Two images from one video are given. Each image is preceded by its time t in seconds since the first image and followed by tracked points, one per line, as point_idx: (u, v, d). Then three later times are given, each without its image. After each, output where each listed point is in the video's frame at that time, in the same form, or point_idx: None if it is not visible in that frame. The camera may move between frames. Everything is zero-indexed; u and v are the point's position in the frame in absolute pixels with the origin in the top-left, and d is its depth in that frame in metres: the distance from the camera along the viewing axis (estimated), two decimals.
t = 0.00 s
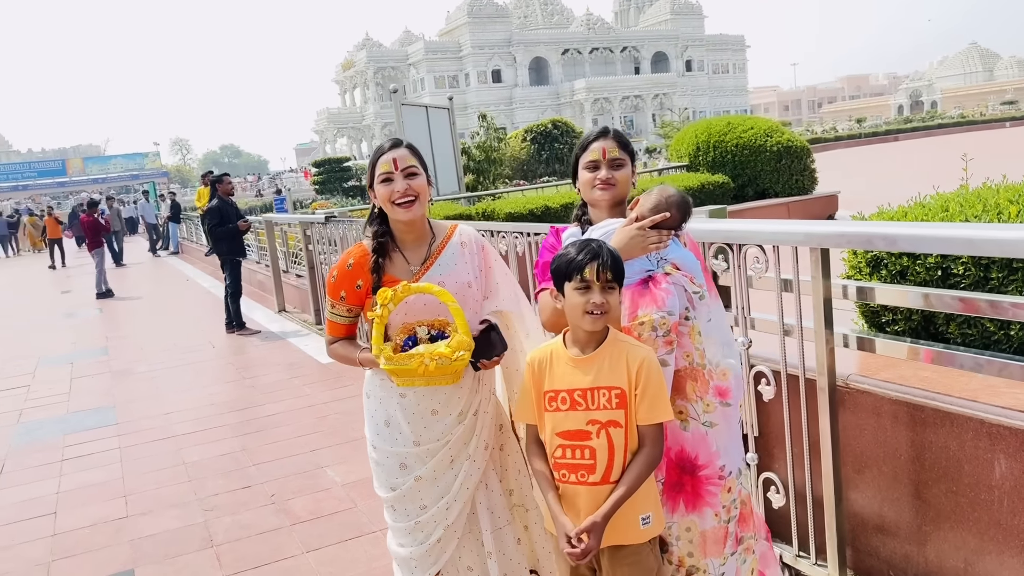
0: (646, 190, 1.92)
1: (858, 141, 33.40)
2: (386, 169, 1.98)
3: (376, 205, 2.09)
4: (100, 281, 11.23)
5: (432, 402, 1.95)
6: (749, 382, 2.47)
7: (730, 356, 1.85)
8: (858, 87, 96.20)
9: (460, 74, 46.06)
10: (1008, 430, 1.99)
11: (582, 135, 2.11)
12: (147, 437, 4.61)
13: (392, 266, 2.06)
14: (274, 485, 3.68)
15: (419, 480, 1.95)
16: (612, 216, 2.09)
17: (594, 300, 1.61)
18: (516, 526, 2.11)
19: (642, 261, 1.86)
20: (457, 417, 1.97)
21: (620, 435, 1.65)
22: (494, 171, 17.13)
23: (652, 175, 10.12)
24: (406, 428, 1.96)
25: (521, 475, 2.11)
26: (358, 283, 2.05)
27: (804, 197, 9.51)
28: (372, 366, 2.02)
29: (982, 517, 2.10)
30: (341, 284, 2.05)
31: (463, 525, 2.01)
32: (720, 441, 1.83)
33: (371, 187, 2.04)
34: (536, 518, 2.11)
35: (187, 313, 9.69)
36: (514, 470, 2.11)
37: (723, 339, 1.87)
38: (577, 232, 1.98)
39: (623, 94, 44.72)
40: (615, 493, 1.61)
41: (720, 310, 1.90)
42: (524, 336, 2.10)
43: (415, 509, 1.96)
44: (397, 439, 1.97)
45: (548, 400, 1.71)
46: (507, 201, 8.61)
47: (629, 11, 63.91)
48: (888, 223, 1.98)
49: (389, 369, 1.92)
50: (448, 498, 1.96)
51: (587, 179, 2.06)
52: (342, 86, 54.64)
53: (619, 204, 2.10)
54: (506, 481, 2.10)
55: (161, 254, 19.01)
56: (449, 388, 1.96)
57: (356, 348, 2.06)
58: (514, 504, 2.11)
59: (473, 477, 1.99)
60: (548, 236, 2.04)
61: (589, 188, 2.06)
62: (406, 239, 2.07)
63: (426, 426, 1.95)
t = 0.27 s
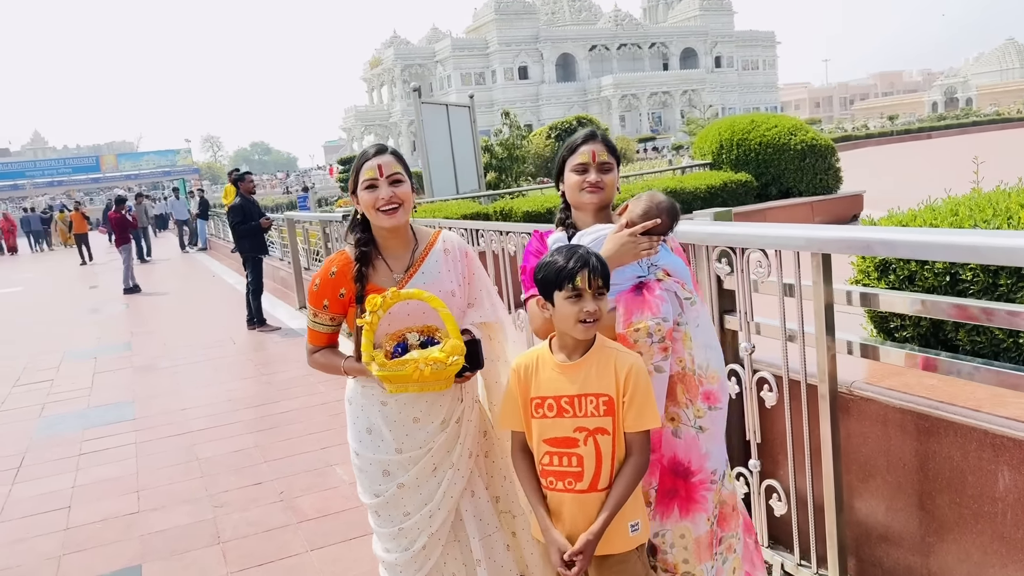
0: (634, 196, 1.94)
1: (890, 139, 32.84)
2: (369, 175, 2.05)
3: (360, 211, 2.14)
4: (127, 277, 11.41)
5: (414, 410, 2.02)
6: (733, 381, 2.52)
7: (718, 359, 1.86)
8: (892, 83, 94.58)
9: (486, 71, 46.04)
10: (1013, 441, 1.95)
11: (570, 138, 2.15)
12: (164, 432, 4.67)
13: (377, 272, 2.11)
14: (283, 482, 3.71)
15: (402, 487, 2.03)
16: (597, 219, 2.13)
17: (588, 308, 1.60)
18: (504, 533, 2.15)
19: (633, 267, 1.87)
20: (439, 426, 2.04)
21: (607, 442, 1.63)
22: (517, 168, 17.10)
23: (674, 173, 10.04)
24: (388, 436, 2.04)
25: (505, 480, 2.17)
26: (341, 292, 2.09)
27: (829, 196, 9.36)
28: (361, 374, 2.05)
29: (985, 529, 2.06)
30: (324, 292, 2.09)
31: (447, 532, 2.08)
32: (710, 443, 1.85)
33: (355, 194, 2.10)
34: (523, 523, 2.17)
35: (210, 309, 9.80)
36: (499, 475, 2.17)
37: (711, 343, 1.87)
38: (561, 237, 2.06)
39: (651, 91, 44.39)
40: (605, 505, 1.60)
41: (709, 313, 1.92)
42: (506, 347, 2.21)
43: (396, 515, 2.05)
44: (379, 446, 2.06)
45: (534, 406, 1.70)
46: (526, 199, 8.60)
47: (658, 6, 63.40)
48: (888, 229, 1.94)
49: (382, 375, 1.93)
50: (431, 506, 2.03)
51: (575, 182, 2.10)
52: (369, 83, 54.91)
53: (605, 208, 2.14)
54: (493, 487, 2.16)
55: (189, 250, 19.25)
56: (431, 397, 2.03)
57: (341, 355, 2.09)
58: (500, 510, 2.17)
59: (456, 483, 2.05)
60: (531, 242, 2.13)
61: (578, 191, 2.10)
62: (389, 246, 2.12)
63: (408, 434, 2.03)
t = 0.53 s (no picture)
0: (628, 199, 2.00)
1: (918, 138, 32.38)
2: (365, 180, 2.10)
3: (353, 217, 2.19)
4: (150, 273, 11.57)
5: (403, 413, 2.07)
6: (734, 385, 2.51)
7: (715, 358, 1.96)
8: (922, 80, 93.16)
9: (510, 69, 46.02)
10: (1014, 450, 1.92)
11: (562, 142, 2.14)
12: (178, 428, 4.73)
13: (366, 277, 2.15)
14: (292, 480, 3.73)
15: (391, 489, 2.07)
16: (587, 224, 2.13)
17: (573, 314, 1.62)
18: (495, 535, 2.19)
19: (635, 268, 1.94)
20: (429, 429, 2.08)
21: (593, 446, 1.65)
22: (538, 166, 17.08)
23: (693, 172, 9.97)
24: (378, 438, 2.09)
25: (496, 483, 2.22)
26: (332, 298, 2.12)
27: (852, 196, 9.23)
28: (358, 379, 2.09)
29: (986, 539, 2.02)
30: (315, 300, 2.12)
31: (437, 534, 2.11)
32: (708, 441, 1.92)
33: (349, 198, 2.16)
34: (512, 526, 2.22)
35: (231, 306, 9.91)
36: (489, 478, 2.22)
37: (710, 342, 1.96)
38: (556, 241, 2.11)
39: (675, 88, 44.10)
40: (591, 510, 1.61)
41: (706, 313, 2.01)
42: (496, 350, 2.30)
43: (385, 516, 2.09)
44: (369, 449, 2.10)
45: (520, 410, 1.72)
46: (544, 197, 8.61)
47: (683, 4, 63.04)
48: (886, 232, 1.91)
49: (383, 378, 1.94)
50: (420, 508, 2.07)
51: (569, 185, 2.09)
52: (393, 82, 55.15)
53: (597, 212, 2.14)
54: (483, 490, 2.20)
55: (214, 246, 19.47)
56: (421, 400, 2.07)
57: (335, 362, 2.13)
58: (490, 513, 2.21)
59: (446, 486, 2.09)
60: (523, 247, 2.18)
61: (573, 195, 2.09)
62: (379, 252, 2.17)
63: (398, 437, 2.07)
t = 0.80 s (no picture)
0: (637, 199, 1.98)
1: (941, 138, 32.00)
2: (368, 180, 2.10)
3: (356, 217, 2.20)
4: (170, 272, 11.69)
5: (403, 414, 2.08)
6: (739, 388, 2.50)
7: (717, 359, 1.95)
8: (946, 80, 92.04)
9: (529, 69, 46.02)
10: (1020, 458, 1.89)
11: (566, 144, 2.14)
12: (192, 426, 4.78)
13: (369, 277, 2.16)
14: (302, 478, 3.76)
15: (391, 490, 2.08)
16: (593, 225, 2.12)
17: (568, 318, 1.66)
18: (495, 537, 2.19)
19: (644, 268, 1.93)
20: (430, 430, 2.09)
21: (584, 450, 1.68)
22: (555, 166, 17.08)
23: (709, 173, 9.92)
24: (378, 439, 2.10)
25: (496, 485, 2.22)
26: (335, 298, 2.13)
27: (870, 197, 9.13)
28: (364, 379, 2.10)
29: (992, 547, 2.00)
30: (318, 299, 2.13)
31: (436, 536, 2.12)
32: (711, 440, 1.91)
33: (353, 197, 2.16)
34: (510, 530, 2.23)
35: (248, 304, 9.99)
36: (489, 480, 2.22)
37: (712, 343, 1.95)
38: (566, 241, 2.11)
39: (695, 88, 43.90)
40: (583, 513, 1.65)
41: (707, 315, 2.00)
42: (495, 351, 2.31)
43: (385, 518, 2.10)
44: (369, 450, 2.11)
45: (512, 414, 1.75)
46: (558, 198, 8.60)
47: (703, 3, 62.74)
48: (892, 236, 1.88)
49: (393, 379, 1.94)
50: (420, 509, 2.08)
51: (577, 187, 2.08)
52: (413, 82, 55.35)
53: (602, 213, 2.14)
54: (484, 492, 2.20)
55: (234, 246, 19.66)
56: (421, 401, 2.09)
57: (338, 362, 2.14)
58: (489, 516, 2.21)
59: (446, 486, 2.10)
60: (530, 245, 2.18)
61: (581, 196, 2.08)
62: (382, 252, 2.18)
63: (398, 438, 2.08)
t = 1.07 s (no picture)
0: (650, 197, 1.98)
1: (961, 140, 31.64)
2: (374, 179, 2.09)
3: (363, 216, 2.19)
4: (186, 271, 11.78)
5: (409, 414, 2.07)
6: (745, 392, 2.47)
7: (722, 358, 1.95)
8: (967, 80, 91.05)
9: (545, 69, 45.98)
10: None
11: (577, 142, 2.10)
12: (203, 424, 4.81)
13: (375, 276, 2.15)
14: (309, 479, 3.77)
15: (397, 491, 2.07)
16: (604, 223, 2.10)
17: (565, 321, 1.67)
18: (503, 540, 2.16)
19: (659, 266, 1.94)
20: (436, 430, 2.08)
21: (583, 454, 1.69)
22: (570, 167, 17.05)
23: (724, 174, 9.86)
24: (384, 440, 2.09)
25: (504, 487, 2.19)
26: (340, 296, 2.12)
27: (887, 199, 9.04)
28: (370, 377, 2.07)
29: (1002, 556, 1.96)
30: (324, 297, 2.13)
31: (442, 539, 2.10)
32: (716, 437, 1.91)
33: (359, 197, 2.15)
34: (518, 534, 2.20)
35: (261, 304, 10.05)
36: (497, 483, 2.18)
37: (719, 340, 1.95)
38: (580, 237, 2.08)
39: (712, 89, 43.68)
40: (580, 519, 1.66)
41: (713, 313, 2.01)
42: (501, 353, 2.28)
43: (391, 520, 2.09)
44: (375, 450, 2.11)
45: (510, 419, 1.76)
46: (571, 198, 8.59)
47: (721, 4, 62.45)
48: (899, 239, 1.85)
49: (400, 371, 1.92)
50: (426, 511, 2.07)
51: (589, 184, 2.04)
52: (429, 83, 55.48)
53: (613, 212, 2.11)
54: (493, 494, 2.16)
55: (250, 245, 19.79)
56: (427, 401, 2.08)
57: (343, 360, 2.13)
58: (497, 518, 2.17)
59: (453, 487, 2.08)
60: (541, 242, 2.16)
61: (594, 193, 2.05)
62: (388, 251, 2.18)
63: (403, 438, 2.08)
